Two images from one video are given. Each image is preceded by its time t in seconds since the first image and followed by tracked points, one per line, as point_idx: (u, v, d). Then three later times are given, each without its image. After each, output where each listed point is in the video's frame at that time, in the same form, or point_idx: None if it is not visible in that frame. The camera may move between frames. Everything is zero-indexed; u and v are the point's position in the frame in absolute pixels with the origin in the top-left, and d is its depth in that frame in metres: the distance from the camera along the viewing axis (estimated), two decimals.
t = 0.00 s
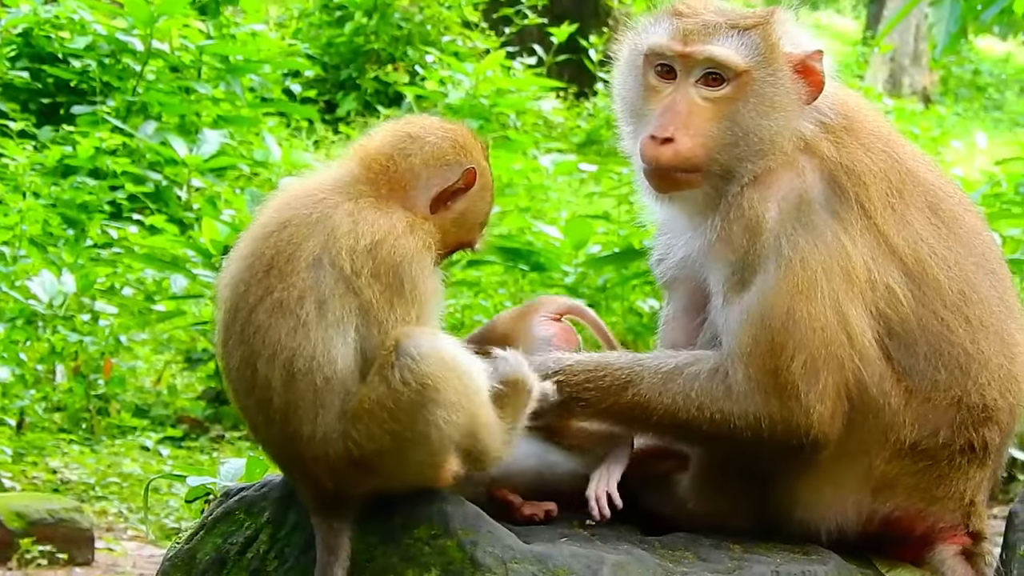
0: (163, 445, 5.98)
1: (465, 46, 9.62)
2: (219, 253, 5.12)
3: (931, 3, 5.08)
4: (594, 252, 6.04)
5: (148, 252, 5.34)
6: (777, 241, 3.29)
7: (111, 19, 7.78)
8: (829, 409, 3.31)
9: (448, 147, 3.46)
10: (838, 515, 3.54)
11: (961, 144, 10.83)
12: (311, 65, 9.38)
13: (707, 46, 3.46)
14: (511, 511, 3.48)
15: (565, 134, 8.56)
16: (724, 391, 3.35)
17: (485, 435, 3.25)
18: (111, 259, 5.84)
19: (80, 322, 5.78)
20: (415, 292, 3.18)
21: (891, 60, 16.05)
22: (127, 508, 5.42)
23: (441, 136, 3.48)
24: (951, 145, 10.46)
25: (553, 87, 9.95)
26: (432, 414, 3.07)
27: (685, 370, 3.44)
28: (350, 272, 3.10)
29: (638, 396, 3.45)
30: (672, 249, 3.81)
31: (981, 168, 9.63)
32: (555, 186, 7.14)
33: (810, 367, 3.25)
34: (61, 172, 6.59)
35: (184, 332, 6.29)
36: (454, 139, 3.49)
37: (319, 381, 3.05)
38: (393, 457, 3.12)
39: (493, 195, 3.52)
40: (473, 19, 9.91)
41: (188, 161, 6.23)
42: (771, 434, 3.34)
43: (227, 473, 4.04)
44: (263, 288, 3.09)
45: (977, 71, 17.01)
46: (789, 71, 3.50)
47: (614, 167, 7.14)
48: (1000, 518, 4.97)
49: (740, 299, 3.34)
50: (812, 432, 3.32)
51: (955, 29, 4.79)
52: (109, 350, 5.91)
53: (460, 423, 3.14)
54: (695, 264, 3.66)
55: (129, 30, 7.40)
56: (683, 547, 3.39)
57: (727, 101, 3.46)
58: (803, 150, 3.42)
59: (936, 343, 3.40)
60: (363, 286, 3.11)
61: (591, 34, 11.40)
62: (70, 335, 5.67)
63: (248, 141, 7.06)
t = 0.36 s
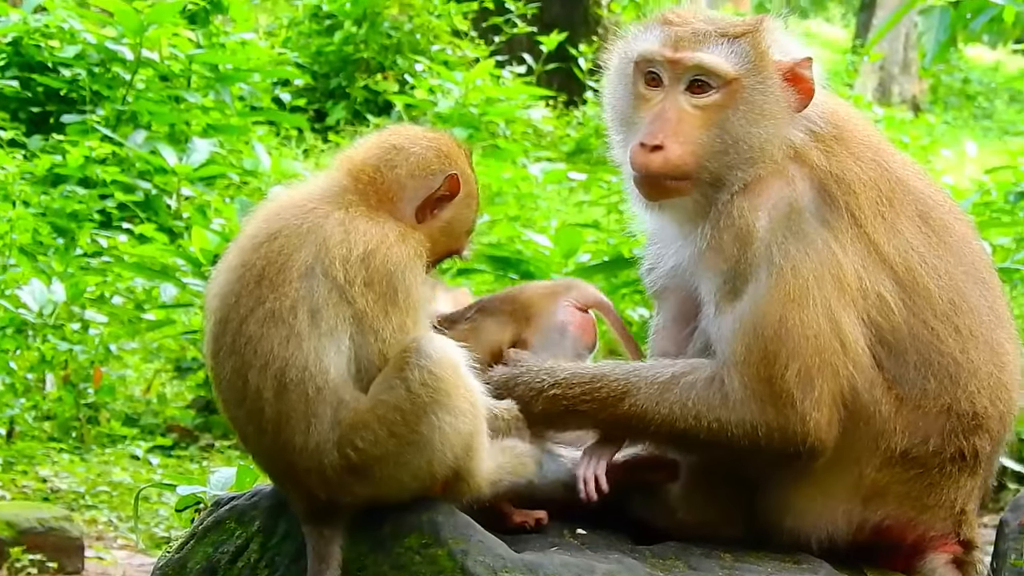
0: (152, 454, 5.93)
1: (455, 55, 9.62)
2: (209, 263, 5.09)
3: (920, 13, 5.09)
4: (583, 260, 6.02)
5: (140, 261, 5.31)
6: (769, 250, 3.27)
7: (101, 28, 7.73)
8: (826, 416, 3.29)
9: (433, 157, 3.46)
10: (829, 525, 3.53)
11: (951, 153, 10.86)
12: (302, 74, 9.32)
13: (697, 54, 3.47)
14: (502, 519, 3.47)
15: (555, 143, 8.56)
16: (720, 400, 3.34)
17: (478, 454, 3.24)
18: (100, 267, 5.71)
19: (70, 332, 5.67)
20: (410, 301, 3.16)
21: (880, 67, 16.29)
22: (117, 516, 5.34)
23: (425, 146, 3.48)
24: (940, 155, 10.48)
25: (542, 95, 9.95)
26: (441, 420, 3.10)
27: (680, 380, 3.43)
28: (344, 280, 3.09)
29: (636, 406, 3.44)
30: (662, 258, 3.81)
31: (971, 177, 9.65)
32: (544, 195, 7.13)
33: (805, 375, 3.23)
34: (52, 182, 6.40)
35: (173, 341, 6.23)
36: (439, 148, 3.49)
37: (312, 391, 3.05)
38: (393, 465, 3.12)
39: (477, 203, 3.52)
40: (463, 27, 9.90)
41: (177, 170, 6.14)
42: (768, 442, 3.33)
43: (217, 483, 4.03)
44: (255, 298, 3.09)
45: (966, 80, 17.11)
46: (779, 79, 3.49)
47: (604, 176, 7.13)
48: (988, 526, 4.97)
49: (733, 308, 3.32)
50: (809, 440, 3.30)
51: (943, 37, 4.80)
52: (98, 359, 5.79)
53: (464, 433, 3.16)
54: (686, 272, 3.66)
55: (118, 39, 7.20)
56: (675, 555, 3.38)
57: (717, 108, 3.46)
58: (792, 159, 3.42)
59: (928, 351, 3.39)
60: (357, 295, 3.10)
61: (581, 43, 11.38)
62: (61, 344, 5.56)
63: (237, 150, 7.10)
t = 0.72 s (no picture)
0: (146, 463, 5.75)
1: (448, 65, 9.59)
2: (202, 273, 5.06)
3: (913, 23, 5.09)
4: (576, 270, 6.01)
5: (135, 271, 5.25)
6: (763, 260, 3.27)
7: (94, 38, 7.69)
8: (820, 425, 3.28)
9: (431, 166, 3.44)
10: (821, 534, 3.53)
11: (944, 161, 10.86)
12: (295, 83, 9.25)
13: (705, 62, 3.46)
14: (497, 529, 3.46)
15: (548, 153, 8.56)
16: (715, 409, 3.33)
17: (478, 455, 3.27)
18: (94, 277, 5.57)
19: (64, 341, 5.59)
20: (408, 316, 3.18)
21: (873, 77, 16.37)
22: (111, 527, 5.22)
23: (424, 155, 3.47)
24: (933, 164, 10.49)
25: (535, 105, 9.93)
26: (437, 425, 3.12)
27: (673, 388, 3.42)
28: (342, 296, 3.09)
29: (629, 413, 3.43)
30: (657, 266, 3.81)
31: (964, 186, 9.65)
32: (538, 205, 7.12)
33: (800, 384, 3.23)
34: (45, 192, 6.35)
35: (167, 351, 6.12)
36: (437, 157, 3.47)
37: (307, 404, 3.05)
38: (387, 472, 3.12)
39: (477, 212, 3.50)
40: (457, 37, 9.86)
41: (171, 181, 6.05)
42: (760, 451, 3.31)
43: (211, 493, 4.02)
44: (251, 311, 3.07)
45: (960, 88, 17.16)
46: (783, 89, 3.49)
47: (598, 186, 7.11)
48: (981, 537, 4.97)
49: (727, 318, 3.32)
50: (803, 450, 3.28)
51: (937, 47, 4.80)
52: (92, 368, 5.75)
53: (461, 436, 3.18)
54: (679, 280, 3.66)
55: (113, 49, 7.16)
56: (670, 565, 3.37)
57: (722, 117, 3.45)
58: (790, 170, 3.42)
59: (921, 360, 3.39)
60: (354, 310, 3.10)
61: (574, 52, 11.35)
62: (53, 354, 5.44)
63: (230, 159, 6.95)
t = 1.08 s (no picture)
0: (140, 472, 5.56)
1: (443, 74, 9.46)
2: (196, 282, 5.01)
3: (907, 33, 5.09)
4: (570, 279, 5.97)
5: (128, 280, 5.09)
6: (761, 269, 3.27)
7: (88, 47, 7.57)
8: (818, 433, 3.27)
9: (419, 169, 3.43)
10: (815, 545, 3.51)
11: (939, 172, 10.84)
12: (289, 93, 9.13)
13: (727, 74, 3.42)
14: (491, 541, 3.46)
15: (542, 162, 8.55)
16: (710, 418, 3.33)
17: (501, 478, 3.32)
18: (88, 286, 5.46)
19: (58, 350, 5.45)
20: (398, 324, 3.17)
21: (867, 87, 16.36)
22: (104, 536, 5.05)
23: (410, 159, 3.45)
24: (929, 174, 10.48)
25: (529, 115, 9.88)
26: (452, 446, 3.16)
27: (671, 399, 3.43)
28: (330, 308, 3.08)
29: (626, 424, 3.45)
30: (650, 277, 3.82)
31: (959, 196, 9.64)
32: (531, 214, 7.09)
33: (797, 392, 3.22)
34: (38, 202, 6.16)
35: (161, 358, 5.90)
36: (424, 161, 3.46)
37: (298, 417, 3.04)
38: (388, 483, 3.14)
39: (465, 214, 3.51)
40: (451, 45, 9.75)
41: (165, 189, 5.90)
42: (757, 460, 3.30)
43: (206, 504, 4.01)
44: (243, 324, 3.06)
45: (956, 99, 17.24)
46: (795, 105, 3.49)
47: (592, 195, 7.08)
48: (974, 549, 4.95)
49: (725, 327, 3.32)
50: (800, 458, 3.27)
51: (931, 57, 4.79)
52: (86, 377, 5.56)
53: (476, 460, 3.21)
54: (674, 290, 3.68)
55: (106, 57, 7.06)
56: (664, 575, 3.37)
57: (738, 130, 3.42)
58: (793, 182, 3.40)
59: (916, 369, 3.39)
60: (342, 320, 3.10)
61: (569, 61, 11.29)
62: (47, 362, 5.33)
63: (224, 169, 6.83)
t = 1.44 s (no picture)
0: (136, 488, 5.09)
1: (438, 90, 9.08)
2: (192, 297, 4.96)
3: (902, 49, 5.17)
4: (566, 296, 5.92)
5: (124, 295, 5.11)
6: (760, 288, 3.27)
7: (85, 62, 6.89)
8: (814, 453, 3.28)
9: (425, 187, 3.40)
10: (810, 558, 3.53)
11: (933, 187, 10.84)
12: (284, 108, 8.87)
13: (727, 92, 3.41)
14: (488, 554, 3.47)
15: (537, 177, 8.53)
16: (706, 437, 3.34)
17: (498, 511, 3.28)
18: (84, 301, 5.18)
19: (53, 364, 5.12)
20: (401, 341, 3.13)
21: (863, 102, 16.33)
22: (101, 551, 4.46)
23: (416, 177, 3.41)
24: (922, 190, 10.48)
25: (525, 130, 9.79)
26: (450, 478, 3.14)
27: (667, 415, 3.43)
28: (335, 322, 3.03)
29: (622, 438, 3.45)
30: (648, 291, 3.82)
31: (954, 211, 9.65)
32: (527, 230, 7.03)
33: (794, 413, 3.21)
34: (34, 216, 5.72)
35: (156, 374, 5.69)
36: (430, 177, 3.42)
37: (298, 431, 2.99)
38: (385, 506, 3.13)
39: (471, 230, 3.48)
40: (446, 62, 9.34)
41: (159, 205, 5.57)
42: (752, 477, 3.30)
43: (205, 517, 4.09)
44: (247, 336, 3.01)
45: (948, 113, 17.27)
46: (796, 120, 3.47)
47: (588, 211, 7.04)
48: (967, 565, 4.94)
49: (723, 345, 3.32)
50: (795, 477, 3.28)
51: (926, 72, 4.89)
52: (83, 392, 5.26)
53: (473, 494, 3.18)
54: (672, 306, 3.68)
55: (103, 71, 6.40)
56: None
57: (739, 146, 3.40)
58: (794, 200, 3.40)
59: (914, 387, 3.39)
60: (348, 336, 3.05)
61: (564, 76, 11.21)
62: (44, 376, 5.00)
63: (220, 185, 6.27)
